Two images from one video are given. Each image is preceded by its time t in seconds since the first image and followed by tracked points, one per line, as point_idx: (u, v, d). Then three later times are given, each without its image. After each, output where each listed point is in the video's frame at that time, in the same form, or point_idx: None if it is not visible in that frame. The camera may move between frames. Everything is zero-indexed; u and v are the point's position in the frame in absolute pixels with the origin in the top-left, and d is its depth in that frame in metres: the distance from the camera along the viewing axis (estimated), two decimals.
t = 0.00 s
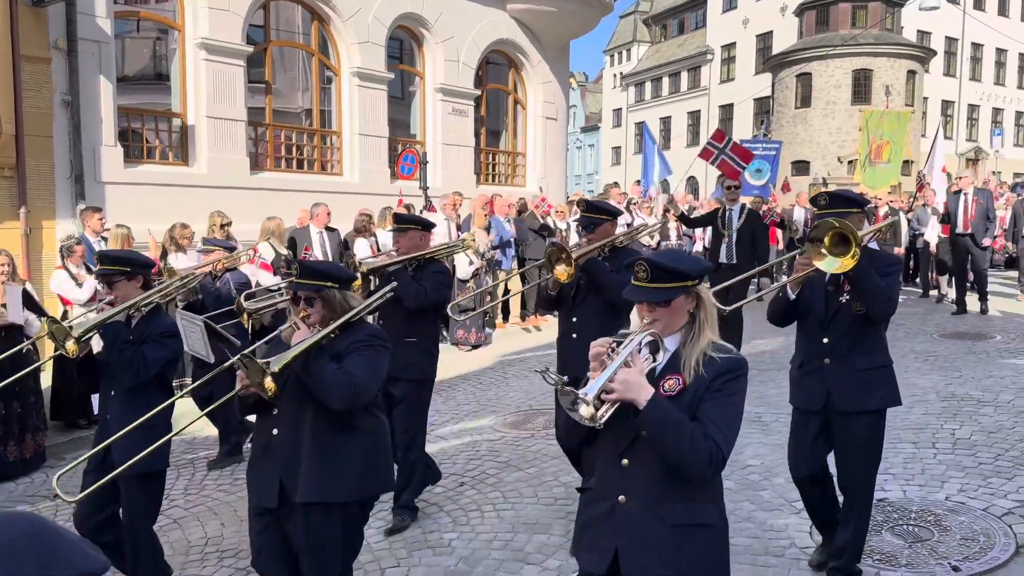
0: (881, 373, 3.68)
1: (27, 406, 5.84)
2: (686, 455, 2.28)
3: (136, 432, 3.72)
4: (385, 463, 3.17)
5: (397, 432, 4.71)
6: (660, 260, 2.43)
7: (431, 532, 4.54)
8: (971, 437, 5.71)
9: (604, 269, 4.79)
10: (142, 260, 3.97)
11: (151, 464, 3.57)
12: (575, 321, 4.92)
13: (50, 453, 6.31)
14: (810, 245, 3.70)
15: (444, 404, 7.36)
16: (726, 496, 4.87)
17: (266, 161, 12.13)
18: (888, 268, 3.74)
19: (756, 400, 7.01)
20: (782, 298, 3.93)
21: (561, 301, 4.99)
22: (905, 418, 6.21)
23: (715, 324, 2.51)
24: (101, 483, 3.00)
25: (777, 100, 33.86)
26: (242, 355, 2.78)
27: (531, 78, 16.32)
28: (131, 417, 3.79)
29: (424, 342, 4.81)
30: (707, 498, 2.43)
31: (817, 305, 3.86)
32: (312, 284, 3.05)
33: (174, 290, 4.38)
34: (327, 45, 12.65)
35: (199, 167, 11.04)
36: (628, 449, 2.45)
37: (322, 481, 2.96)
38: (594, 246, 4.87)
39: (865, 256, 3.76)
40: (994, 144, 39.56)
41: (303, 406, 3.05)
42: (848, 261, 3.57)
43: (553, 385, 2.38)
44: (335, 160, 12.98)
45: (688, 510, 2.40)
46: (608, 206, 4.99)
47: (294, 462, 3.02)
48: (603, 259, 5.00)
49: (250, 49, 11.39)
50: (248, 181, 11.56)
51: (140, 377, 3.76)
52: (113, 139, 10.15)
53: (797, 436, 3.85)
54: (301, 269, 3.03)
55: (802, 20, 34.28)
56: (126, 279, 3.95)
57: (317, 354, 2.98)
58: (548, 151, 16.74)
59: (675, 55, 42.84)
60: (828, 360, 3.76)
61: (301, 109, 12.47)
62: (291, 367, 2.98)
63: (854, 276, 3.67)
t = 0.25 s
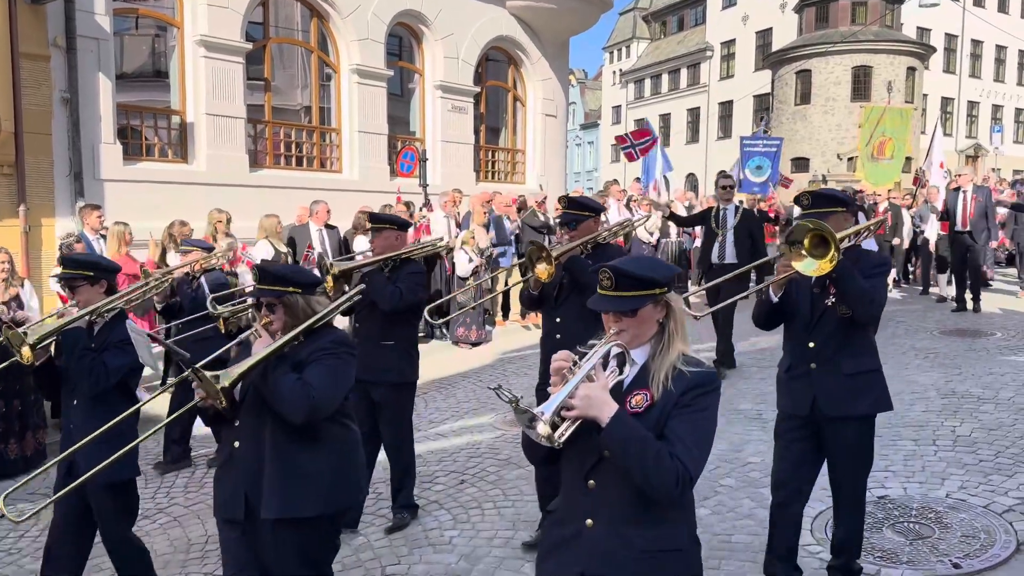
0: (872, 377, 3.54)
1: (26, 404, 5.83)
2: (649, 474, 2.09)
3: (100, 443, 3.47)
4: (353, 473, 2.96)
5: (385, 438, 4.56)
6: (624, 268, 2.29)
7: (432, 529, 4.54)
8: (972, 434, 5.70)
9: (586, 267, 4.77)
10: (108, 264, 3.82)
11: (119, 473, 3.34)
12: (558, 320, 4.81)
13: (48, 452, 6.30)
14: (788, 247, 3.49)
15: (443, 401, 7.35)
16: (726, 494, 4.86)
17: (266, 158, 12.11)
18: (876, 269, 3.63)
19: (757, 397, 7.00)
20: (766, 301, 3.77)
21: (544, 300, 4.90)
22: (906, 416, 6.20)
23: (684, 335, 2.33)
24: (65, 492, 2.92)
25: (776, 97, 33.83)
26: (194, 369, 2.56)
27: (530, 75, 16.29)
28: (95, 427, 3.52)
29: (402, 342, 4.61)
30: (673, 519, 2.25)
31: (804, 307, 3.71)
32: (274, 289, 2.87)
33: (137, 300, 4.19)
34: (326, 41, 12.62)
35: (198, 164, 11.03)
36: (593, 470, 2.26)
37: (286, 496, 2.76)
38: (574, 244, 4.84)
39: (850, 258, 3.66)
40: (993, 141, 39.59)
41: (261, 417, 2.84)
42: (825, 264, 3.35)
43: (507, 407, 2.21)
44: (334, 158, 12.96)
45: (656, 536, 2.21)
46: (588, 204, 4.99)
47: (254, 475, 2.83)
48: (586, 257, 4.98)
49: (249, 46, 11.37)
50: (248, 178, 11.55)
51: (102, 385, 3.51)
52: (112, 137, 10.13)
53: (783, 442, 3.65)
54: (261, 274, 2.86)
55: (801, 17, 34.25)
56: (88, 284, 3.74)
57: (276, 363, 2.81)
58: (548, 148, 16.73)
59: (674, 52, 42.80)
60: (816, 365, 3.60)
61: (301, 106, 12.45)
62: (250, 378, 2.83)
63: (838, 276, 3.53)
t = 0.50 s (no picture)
0: (845, 383, 3.51)
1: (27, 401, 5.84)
2: (615, 511, 2.00)
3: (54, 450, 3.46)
4: (303, 495, 2.94)
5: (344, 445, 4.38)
6: (588, 283, 2.20)
7: (434, 524, 4.55)
8: (972, 430, 5.71)
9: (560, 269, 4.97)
10: (69, 268, 3.84)
11: (70, 486, 3.38)
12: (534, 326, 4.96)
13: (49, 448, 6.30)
14: (763, 251, 3.37)
15: (444, 398, 7.36)
16: (725, 490, 4.87)
17: (266, 155, 12.10)
18: (853, 272, 3.62)
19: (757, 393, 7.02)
20: (740, 304, 3.74)
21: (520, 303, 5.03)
22: (905, 411, 6.22)
23: (648, 354, 2.27)
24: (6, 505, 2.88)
25: (776, 93, 33.80)
26: (141, 383, 2.52)
27: (530, 71, 16.28)
28: (50, 435, 3.51)
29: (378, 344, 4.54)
30: (636, 552, 2.16)
31: (777, 311, 3.69)
32: (231, 302, 2.88)
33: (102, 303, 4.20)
34: (326, 38, 12.61)
35: (198, 161, 11.02)
36: (551, 497, 2.18)
37: (228, 516, 2.75)
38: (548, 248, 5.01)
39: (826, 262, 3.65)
40: (993, 137, 39.56)
41: (212, 434, 2.83)
42: (801, 269, 3.24)
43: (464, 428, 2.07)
44: (334, 154, 12.94)
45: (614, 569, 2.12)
46: (565, 205, 5.26)
47: (199, 494, 2.79)
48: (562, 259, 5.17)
49: (249, 42, 11.36)
50: (248, 175, 11.54)
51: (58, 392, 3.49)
52: (112, 133, 10.12)
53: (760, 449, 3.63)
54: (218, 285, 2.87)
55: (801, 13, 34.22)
56: (49, 287, 3.79)
57: (229, 377, 2.80)
58: (547, 145, 16.72)
59: (673, 48, 42.77)
60: (787, 369, 3.57)
61: (301, 103, 12.44)
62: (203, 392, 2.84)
63: (814, 281, 3.46)
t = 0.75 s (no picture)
0: (820, 386, 3.49)
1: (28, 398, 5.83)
2: (571, 534, 1.95)
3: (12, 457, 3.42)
4: (258, 502, 2.88)
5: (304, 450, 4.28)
6: (542, 287, 2.17)
7: (431, 521, 4.55)
8: (969, 426, 5.72)
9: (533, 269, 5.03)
10: (24, 270, 3.82)
11: (30, 494, 3.37)
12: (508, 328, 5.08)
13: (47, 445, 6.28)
14: (740, 250, 3.33)
15: (442, 394, 7.36)
16: (722, 486, 4.87)
17: (263, 151, 12.08)
18: (826, 273, 3.63)
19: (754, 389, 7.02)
20: (717, 306, 3.70)
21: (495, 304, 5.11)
22: (902, 407, 6.22)
23: (605, 365, 2.24)
24: None
25: (775, 89, 33.75)
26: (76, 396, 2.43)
27: (528, 67, 16.26)
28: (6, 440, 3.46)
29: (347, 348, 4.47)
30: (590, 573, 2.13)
31: (753, 313, 3.66)
32: (173, 304, 2.82)
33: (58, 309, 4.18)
34: (323, 34, 12.58)
35: (196, 158, 11.00)
36: (502, 520, 2.11)
37: (182, 527, 2.68)
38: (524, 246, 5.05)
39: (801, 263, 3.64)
40: (992, 132, 39.53)
41: (161, 445, 2.75)
42: (779, 272, 3.23)
43: (412, 453, 2.05)
44: (332, 151, 12.93)
45: None
46: (538, 203, 5.25)
47: (147, 509, 2.72)
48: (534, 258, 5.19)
49: (246, 38, 11.34)
50: (246, 172, 11.53)
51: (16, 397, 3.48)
52: (110, 130, 10.10)
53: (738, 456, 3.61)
54: (158, 288, 2.82)
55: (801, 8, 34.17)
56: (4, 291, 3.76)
57: (175, 384, 2.72)
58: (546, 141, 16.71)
59: (673, 44, 42.70)
60: (762, 372, 3.54)
61: (299, 100, 12.42)
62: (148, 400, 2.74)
63: (789, 281, 3.45)
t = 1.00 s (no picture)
0: (800, 396, 3.37)
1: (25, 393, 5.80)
2: None
3: None
4: (203, 527, 2.79)
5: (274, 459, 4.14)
6: (491, 314, 2.13)
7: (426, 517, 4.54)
8: (967, 421, 5.71)
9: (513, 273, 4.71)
10: None
11: None
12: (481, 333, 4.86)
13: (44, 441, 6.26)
14: (719, 246, 3.24)
15: (440, 390, 7.36)
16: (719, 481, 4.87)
17: (261, 147, 12.06)
18: (810, 277, 3.44)
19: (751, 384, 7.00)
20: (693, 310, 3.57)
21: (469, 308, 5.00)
22: (899, 403, 6.20)
23: (559, 400, 2.18)
24: None
25: (775, 85, 33.72)
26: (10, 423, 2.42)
27: (527, 63, 16.24)
28: None
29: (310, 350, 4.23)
30: None
31: (732, 319, 3.51)
32: (113, 321, 2.78)
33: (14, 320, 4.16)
34: (321, 29, 12.55)
35: (193, 154, 10.99)
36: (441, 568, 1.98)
37: (120, 557, 2.59)
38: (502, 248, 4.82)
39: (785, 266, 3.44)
40: (992, 128, 39.49)
41: (97, 472, 2.64)
42: (756, 272, 3.12)
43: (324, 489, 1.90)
44: (330, 146, 12.91)
45: None
46: (515, 205, 5.05)
47: (81, 537, 2.61)
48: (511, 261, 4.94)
49: (243, 34, 11.31)
50: (243, 167, 11.51)
51: None
52: (107, 126, 10.08)
53: (717, 466, 3.52)
54: (98, 305, 2.77)
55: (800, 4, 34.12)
56: None
57: (116, 407, 2.66)
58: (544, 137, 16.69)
59: (672, 40, 42.65)
60: (742, 379, 3.43)
61: (296, 95, 12.40)
62: (88, 424, 2.69)
63: (772, 285, 3.24)
